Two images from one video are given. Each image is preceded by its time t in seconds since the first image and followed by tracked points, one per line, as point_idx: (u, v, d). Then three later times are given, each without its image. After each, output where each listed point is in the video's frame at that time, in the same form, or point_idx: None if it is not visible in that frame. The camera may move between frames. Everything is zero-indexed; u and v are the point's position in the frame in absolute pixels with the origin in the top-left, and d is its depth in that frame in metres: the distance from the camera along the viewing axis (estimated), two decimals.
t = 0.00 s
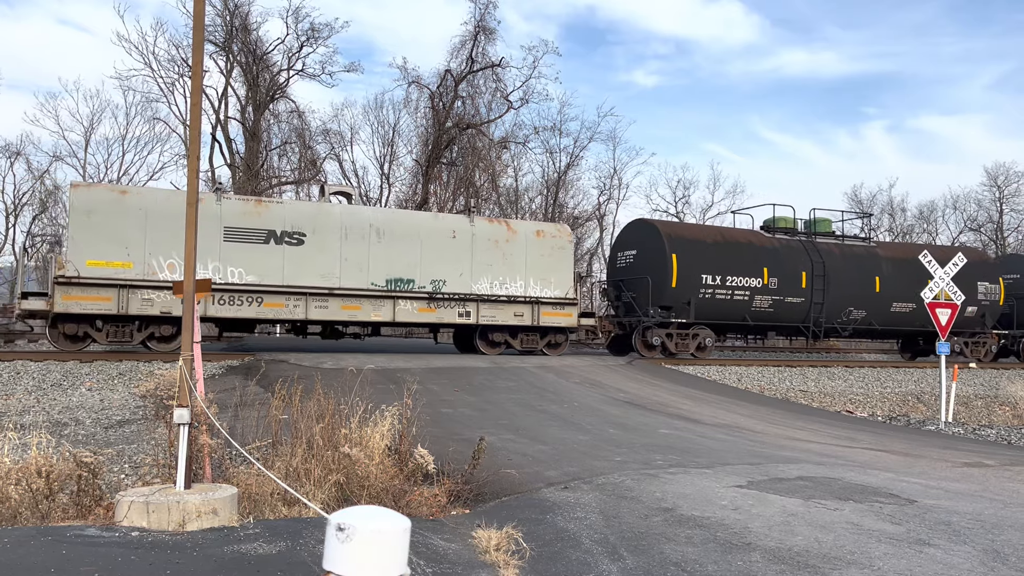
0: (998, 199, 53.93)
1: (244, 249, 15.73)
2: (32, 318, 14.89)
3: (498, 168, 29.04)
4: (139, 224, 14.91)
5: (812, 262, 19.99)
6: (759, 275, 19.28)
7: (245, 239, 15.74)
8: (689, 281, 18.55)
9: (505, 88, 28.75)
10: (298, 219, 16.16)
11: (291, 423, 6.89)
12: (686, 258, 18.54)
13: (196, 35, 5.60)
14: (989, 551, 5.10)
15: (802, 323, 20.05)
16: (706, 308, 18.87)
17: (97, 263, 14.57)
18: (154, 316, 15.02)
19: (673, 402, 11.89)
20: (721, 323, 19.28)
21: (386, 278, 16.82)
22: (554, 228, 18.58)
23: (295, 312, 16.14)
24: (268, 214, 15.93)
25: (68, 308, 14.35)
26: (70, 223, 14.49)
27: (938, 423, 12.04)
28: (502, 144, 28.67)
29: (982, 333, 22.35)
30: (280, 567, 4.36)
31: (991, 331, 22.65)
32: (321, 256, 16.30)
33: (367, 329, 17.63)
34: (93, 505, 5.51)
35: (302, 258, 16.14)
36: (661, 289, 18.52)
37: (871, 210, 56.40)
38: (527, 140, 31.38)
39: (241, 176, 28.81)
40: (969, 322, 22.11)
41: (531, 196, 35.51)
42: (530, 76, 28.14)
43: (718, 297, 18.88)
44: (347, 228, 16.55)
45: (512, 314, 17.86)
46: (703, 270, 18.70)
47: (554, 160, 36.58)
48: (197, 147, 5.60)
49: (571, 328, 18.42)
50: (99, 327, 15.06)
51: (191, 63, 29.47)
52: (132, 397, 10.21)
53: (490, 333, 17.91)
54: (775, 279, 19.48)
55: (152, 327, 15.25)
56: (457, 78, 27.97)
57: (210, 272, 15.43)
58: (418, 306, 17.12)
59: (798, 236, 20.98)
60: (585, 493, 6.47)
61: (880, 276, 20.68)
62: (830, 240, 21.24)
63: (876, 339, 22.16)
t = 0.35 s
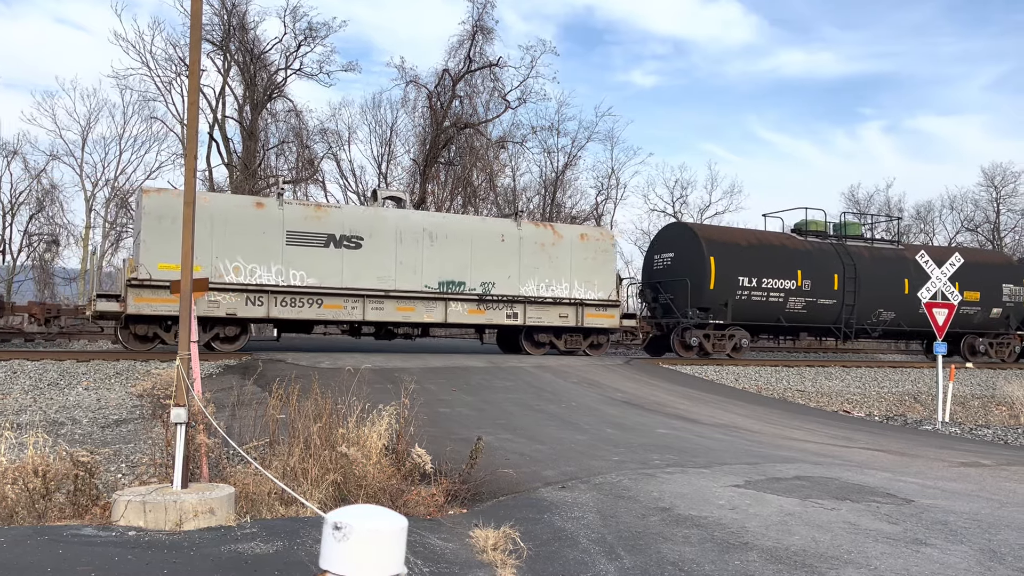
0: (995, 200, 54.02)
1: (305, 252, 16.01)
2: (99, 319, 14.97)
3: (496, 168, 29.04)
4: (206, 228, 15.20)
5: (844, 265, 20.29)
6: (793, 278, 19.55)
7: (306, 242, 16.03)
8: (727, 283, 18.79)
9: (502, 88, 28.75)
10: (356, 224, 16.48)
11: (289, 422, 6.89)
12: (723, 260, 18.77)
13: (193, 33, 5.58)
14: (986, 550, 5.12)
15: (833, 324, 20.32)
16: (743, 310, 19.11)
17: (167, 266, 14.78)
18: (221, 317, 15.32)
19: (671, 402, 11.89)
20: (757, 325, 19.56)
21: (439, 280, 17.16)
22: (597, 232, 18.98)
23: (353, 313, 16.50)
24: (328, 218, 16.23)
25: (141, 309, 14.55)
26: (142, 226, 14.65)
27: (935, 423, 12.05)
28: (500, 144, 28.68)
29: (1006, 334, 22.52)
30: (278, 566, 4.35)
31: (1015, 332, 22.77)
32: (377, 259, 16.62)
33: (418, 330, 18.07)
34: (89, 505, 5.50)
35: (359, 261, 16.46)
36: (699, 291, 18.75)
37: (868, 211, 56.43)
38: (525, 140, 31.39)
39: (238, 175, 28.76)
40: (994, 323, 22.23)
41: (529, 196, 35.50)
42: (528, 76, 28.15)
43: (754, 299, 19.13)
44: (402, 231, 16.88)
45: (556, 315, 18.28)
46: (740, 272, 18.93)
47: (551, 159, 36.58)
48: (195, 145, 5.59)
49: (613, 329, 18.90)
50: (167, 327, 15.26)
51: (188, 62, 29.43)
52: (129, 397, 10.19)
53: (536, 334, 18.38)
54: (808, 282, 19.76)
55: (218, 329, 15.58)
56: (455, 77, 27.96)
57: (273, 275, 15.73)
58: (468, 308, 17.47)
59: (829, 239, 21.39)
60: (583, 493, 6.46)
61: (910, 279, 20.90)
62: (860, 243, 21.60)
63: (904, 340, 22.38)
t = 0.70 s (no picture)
0: (991, 200, 54.14)
1: (361, 255, 16.29)
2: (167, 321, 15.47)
3: (493, 167, 29.05)
4: (267, 232, 15.49)
5: (874, 267, 20.80)
6: (824, 280, 20.06)
7: (361, 246, 16.27)
8: (762, 286, 19.28)
9: (499, 88, 28.76)
10: (408, 227, 16.73)
11: (285, 422, 6.88)
12: (759, 263, 19.26)
13: (190, 32, 5.57)
14: (982, 550, 5.13)
15: (863, 325, 20.84)
16: (777, 312, 19.63)
17: (233, 269, 15.19)
18: (281, 318, 15.73)
19: (668, 402, 11.90)
20: (790, 326, 20.08)
21: (488, 283, 17.37)
22: (640, 235, 19.05)
23: (406, 315, 16.74)
24: (383, 222, 16.52)
25: (207, 311, 15.03)
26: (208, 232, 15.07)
27: (931, 423, 12.07)
28: (497, 143, 28.71)
29: None
30: (274, 566, 4.35)
31: None
32: (429, 261, 16.85)
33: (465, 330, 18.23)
34: (85, 505, 5.48)
35: (412, 264, 16.71)
36: (735, 292, 19.23)
37: (865, 211, 56.53)
38: (522, 139, 31.39)
39: (235, 175, 28.73)
40: (1018, 324, 22.67)
41: (526, 196, 35.52)
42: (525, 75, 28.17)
43: (788, 300, 19.62)
44: (452, 235, 17.07)
45: (598, 317, 18.37)
46: (774, 274, 19.42)
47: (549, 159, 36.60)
48: (191, 144, 5.58)
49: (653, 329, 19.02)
50: (229, 328, 15.69)
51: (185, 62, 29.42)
52: (125, 396, 10.17)
53: (579, 335, 18.57)
54: (839, 284, 20.28)
55: (277, 329, 15.98)
56: (452, 77, 27.97)
57: (331, 278, 16.04)
58: (515, 310, 17.66)
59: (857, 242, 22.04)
60: (580, 492, 6.47)
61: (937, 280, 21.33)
62: (887, 246, 22.15)
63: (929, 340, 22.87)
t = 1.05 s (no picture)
0: (986, 200, 54.27)
1: (413, 258, 16.51)
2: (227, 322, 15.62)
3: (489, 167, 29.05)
4: (325, 235, 15.69)
5: (900, 269, 21.36)
6: (853, 282, 20.62)
7: (413, 249, 16.50)
8: (793, 287, 19.83)
9: (496, 87, 28.75)
10: (459, 231, 16.96)
11: (281, 421, 6.87)
12: (791, 266, 19.83)
13: (186, 31, 5.56)
14: (977, 549, 5.15)
15: (889, 326, 21.39)
16: (808, 312, 20.14)
17: (293, 272, 15.38)
18: (338, 320, 15.94)
19: (664, 401, 11.91)
20: (820, 326, 20.61)
21: (534, 285, 17.63)
22: (677, 239, 19.44)
23: (456, 316, 16.96)
24: (434, 226, 16.72)
25: (268, 313, 15.23)
26: (269, 235, 15.24)
27: (927, 423, 12.09)
28: (494, 143, 28.72)
29: None
30: (269, 566, 4.35)
31: None
32: (479, 264, 17.09)
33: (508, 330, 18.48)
34: (80, 505, 5.46)
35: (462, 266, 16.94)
36: (768, 294, 19.74)
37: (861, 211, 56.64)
38: (518, 139, 31.38)
39: (231, 174, 28.67)
40: None
41: (523, 195, 35.54)
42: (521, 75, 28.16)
43: (818, 302, 20.17)
44: (500, 238, 17.35)
45: (638, 318, 18.69)
46: (806, 277, 19.98)
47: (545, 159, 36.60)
48: (186, 144, 5.55)
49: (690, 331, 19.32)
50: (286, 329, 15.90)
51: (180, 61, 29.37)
52: (120, 396, 10.14)
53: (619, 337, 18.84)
54: (867, 286, 20.84)
55: (334, 330, 16.23)
56: (449, 76, 27.94)
57: (385, 280, 16.23)
58: (559, 311, 17.91)
59: (885, 245, 22.39)
60: (576, 492, 6.47)
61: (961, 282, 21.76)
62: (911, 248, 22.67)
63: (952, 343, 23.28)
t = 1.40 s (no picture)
0: (981, 199, 54.44)
1: (462, 261, 17.54)
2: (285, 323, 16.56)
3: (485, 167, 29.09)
4: (380, 240, 16.71)
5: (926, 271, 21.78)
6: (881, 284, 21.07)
7: (463, 253, 17.53)
8: (823, 288, 20.30)
9: (492, 87, 28.76)
10: (506, 235, 17.97)
11: (277, 422, 6.86)
12: (821, 268, 20.34)
13: (181, 30, 5.53)
14: (971, 548, 5.16)
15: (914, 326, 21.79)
16: (838, 313, 20.61)
17: (350, 275, 16.40)
18: (393, 321, 16.93)
19: (660, 401, 11.92)
20: (849, 328, 21.04)
21: (576, 287, 18.57)
22: (712, 242, 20.25)
23: (501, 317, 17.98)
24: (482, 230, 17.76)
25: (326, 315, 16.19)
26: (327, 241, 16.29)
27: (921, 422, 12.14)
28: (489, 143, 28.74)
29: None
30: (264, 566, 4.34)
31: None
32: (524, 267, 18.06)
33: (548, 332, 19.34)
34: (75, 505, 5.44)
35: (508, 269, 17.92)
36: (798, 296, 20.27)
37: (856, 211, 56.79)
38: (514, 139, 31.40)
39: (226, 174, 28.62)
40: None
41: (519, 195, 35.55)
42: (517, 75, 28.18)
43: (847, 303, 20.62)
44: (543, 242, 18.32)
45: (675, 319, 19.53)
46: (835, 279, 20.47)
47: (541, 158, 36.60)
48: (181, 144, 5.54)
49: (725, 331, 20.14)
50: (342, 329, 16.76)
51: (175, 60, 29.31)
52: (115, 396, 10.11)
53: (656, 337, 19.65)
54: (895, 288, 21.26)
55: (387, 331, 17.12)
56: (444, 76, 27.93)
57: (437, 282, 17.26)
58: (600, 312, 18.82)
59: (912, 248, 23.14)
60: (572, 492, 6.47)
61: (984, 283, 22.23)
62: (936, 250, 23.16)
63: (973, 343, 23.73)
